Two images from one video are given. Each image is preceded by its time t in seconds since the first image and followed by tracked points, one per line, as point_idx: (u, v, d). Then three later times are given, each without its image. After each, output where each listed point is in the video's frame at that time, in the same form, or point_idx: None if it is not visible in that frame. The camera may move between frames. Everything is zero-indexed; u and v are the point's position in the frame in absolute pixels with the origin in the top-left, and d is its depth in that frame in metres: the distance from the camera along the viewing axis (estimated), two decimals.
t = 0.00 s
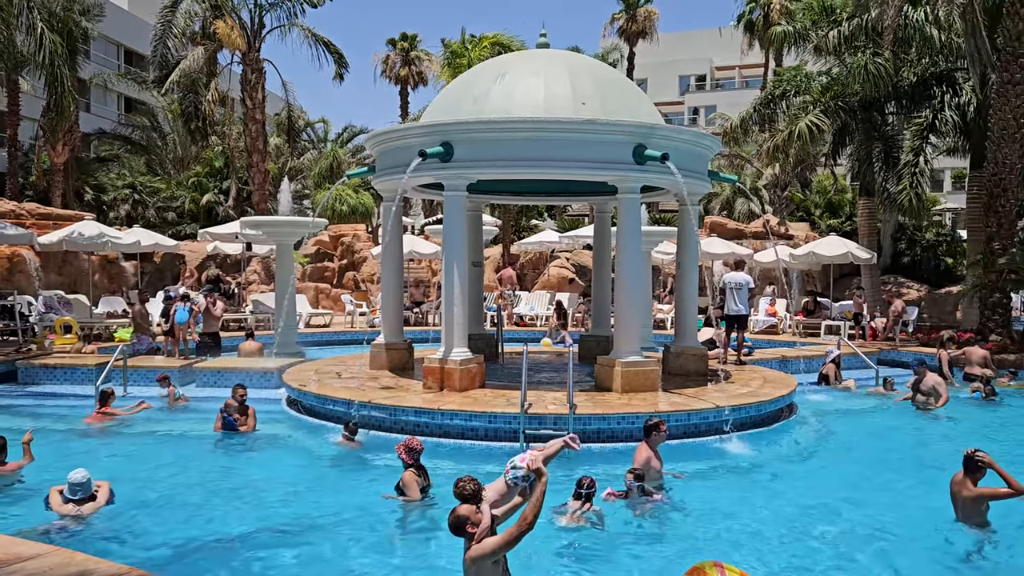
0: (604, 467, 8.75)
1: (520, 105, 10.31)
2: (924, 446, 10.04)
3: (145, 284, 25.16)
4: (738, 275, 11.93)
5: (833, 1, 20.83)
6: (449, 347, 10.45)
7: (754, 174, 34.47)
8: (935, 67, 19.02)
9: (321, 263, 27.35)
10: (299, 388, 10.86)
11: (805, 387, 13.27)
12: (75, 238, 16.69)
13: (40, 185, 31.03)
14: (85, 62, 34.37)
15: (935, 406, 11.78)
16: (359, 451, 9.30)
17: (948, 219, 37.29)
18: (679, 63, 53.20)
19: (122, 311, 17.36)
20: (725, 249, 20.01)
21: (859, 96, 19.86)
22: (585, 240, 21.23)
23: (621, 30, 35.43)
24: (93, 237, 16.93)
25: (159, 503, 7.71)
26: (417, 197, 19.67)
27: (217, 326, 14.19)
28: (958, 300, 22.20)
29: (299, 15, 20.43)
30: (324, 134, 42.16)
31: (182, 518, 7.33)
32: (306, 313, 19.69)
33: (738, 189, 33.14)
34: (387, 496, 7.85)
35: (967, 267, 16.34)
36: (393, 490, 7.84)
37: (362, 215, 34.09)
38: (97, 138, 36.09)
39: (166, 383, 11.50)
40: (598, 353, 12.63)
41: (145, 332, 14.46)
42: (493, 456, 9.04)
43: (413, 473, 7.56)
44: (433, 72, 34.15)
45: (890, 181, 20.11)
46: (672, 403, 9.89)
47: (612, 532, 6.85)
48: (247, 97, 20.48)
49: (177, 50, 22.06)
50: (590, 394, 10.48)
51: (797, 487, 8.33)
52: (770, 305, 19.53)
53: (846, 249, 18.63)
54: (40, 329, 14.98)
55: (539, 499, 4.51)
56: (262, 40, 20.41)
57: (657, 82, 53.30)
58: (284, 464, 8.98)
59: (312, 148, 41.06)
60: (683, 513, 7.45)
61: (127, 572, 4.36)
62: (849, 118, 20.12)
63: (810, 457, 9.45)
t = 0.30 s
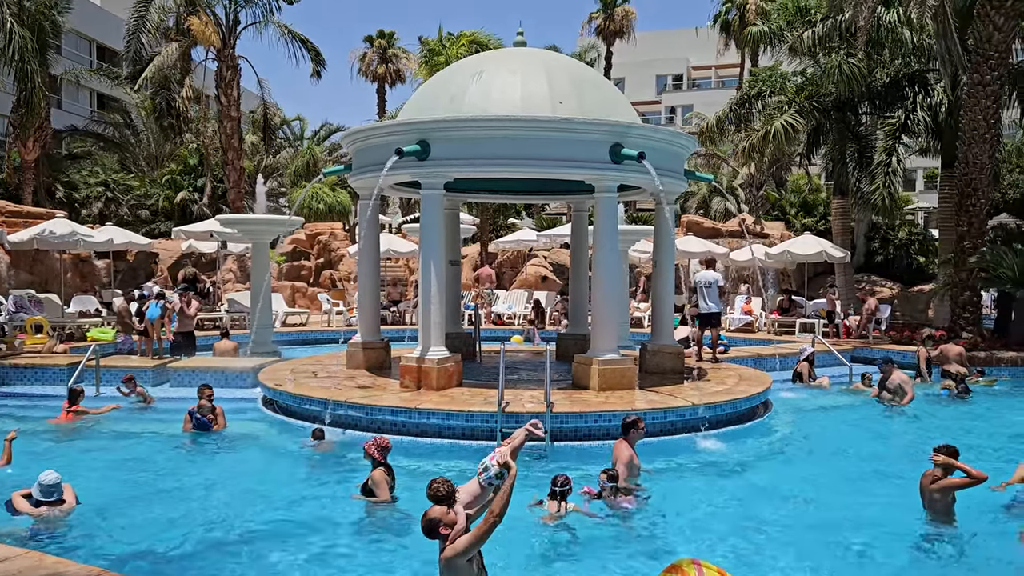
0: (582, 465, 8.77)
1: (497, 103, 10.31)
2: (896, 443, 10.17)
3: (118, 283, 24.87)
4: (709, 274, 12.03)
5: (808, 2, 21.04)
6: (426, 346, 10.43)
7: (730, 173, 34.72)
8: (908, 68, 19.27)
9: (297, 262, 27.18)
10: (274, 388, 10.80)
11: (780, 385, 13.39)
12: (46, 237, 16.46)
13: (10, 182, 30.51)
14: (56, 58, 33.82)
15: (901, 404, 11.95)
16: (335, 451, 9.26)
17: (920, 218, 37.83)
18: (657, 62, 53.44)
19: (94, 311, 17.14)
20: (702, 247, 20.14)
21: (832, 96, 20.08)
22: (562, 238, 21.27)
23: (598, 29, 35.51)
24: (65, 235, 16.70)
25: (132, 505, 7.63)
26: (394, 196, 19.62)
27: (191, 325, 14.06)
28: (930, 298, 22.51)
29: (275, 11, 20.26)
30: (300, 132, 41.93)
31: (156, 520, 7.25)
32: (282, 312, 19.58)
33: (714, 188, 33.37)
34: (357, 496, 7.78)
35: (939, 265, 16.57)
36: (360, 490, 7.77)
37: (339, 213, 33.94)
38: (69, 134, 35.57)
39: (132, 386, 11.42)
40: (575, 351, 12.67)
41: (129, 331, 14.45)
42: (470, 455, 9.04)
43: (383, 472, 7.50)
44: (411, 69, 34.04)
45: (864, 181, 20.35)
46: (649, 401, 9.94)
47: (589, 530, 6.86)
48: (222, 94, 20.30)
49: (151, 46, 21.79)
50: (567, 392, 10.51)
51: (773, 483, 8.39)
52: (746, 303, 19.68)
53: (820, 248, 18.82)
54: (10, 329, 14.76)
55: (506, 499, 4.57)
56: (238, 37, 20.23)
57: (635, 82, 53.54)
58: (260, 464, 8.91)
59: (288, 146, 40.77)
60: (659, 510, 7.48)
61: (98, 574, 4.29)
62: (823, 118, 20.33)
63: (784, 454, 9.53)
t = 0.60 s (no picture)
0: (560, 463, 8.79)
1: (474, 101, 10.29)
2: (870, 439, 10.29)
3: (92, 281, 24.57)
4: (680, 272, 12.13)
5: (784, 2, 21.23)
6: (404, 345, 10.39)
7: (707, 172, 34.95)
8: (882, 68, 19.50)
9: (274, 260, 27.01)
10: (251, 387, 10.72)
11: (756, 382, 13.50)
12: (18, 235, 16.22)
13: None
14: (28, 54, 33.33)
15: (869, 402, 12.05)
16: (312, 450, 9.21)
17: (894, 218, 38.31)
18: (635, 61, 53.64)
19: (67, 310, 16.91)
20: (679, 246, 20.26)
21: (808, 96, 20.28)
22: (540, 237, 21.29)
23: (577, 28, 35.58)
24: (36, 234, 16.46)
25: (105, 507, 7.54)
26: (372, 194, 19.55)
27: (166, 324, 13.93)
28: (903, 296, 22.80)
29: (251, 7, 20.09)
30: (277, 129, 41.65)
31: (130, 522, 7.16)
32: (259, 311, 19.44)
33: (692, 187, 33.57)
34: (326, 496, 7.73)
35: (912, 263, 16.79)
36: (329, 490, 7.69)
37: (316, 212, 33.76)
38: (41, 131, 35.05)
39: (98, 383, 11.27)
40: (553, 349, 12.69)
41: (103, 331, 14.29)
42: (448, 453, 9.02)
43: (357, 470, 7.48)
44: (388, 67, 33.92)
45: (838, 180, 20.59)
46: (626, 399, 9.98)
47: (566, 528, 6.88)
48: (197, 91, 20.11)
49: (125, 42, 21.52)
50: (545, 390, 10.53)
51: (750, 480, 8.45)
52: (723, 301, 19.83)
53: (796, 247, 18.99)
54: None
55: (488, 495, 4.69)
56: (213, 33, 20.05)
57: (613, 81, 53.73)
58: (236, 464, 8.85)
59: (264, 143, 40.51)
60: (637, 507, 7.51)
61: None
62: (799, 118, 20.52)
63: (760, 451, 9.61)
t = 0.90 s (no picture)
0: (539, 462, 8.80)
1: (453, 100, 10.28)
2: (845, 436, 10.40)
3: (65, 281, 24.26)
4: (656, 271, 12.21)
5: (760, 3, 21.41)
6: (382, 344, 10.36)
7: (685, 172, 35.16)
8: (857, 70, 19.73)
9: (251, 260, 26.82)
10: (227, 387, 10.64)
11: (733, 381, 13.59)
12: None
13: None
14: None
15: (834, 399, 12.16)
16: (289, 451, 9.15)
17: (868, 217, 38.77)
18: (614, 61, 53.83)
19: (40, 310, 16.67)
20: (657, 245, 20.36)
21: (785, 96, 20.47)
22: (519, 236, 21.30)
23: (555, 28, 35.65)
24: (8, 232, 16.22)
25: (78, 509, 7.43)
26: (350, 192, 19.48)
27: (140, 323, 13.78)
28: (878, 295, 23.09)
29: (227, 4, 19.92)
30: (254, 128, 41.36)
31: (104, 524, 7.07)
32: (236, 311, 19.29)
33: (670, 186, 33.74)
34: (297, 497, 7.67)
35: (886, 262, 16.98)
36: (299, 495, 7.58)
37: (294, 211, 33.57)
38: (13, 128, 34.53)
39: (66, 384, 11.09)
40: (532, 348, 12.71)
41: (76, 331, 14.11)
42: (426, 452, 9.00)
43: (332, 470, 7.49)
44: (367, 65, 33.79)
45: (814, 180, 20.78)
46: (605, 397, 10.01)
47: (545, 526, 6.88)
48: (173, 88, 19.92)
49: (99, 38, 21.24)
50: (524, 389, 10.53)
51: (728, 477, 8.50)
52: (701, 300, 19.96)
53: (773, 246, 19.13)
54: None
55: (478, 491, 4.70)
56: (189, 30, 19.86)
57: (591, 81, 53.91)
58: (213, 465, 8.77)
59: (241, 142, 40.21)
60: (616, 505, 7.54)
61: None
62: (776, 118, 20.70)
63: (737, 449, 9.68)
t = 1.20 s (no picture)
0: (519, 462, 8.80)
1: (432, 99, 10.26)
2: (822, 435, 10.49)
3: (38, 280, 23.94)
4: (634, 271, 12.27)
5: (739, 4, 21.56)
6: (361, 344, 10.31)
7: (664, 172, 35.34)
8: (834, 71, 19.94)
9: (229, 259, 26.62)
10: (204, 388, 10.55)
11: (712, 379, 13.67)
12: None
13: None
14: None
15: (804, 397, 12.26)
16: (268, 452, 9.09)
17: (844, 218, 39.16)
18: (593, 61, 53.98)
19: (13, 310, 16.44)
20: (637, 245, 20.45)
21: (763, 97, 20.64)
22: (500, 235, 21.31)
23: (535, 27, 35.69)
24: None
25: (51, 512, 7.33)
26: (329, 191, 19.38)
27: (115, 323, 13.63)
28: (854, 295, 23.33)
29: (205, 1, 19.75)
30: (231, 126, 41.03)
31: (79, 526, 6.98)
32: (213, 311, 19.13)
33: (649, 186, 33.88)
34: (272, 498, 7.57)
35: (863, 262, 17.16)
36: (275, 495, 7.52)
37: (272, 210, 33.36)
38: None
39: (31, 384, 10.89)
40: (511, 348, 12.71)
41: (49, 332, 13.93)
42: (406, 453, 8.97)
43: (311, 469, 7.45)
44: (346, 64, 33.65)
45: (792, 180, 20.96)
46: (585, 396, 10.03)
47: (525, 526, 6.88)
48: (149, 86, 19.72)
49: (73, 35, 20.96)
50: (504, 389, 10.53)
51: (707, 476, 8.54)
52: (680, 300, 20.07)
53: (751, 246, 19.26)
54: None
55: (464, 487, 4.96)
56: (166, 27, 19.67)
57: (571, 81, 54.04)
58: (190, 466, 8.70)
59: (219, 140, 39.90)
60: (595, 504, 7.56)
61: None
62: (754, 119, 20.86)
63: (716, 447, 9.73)
